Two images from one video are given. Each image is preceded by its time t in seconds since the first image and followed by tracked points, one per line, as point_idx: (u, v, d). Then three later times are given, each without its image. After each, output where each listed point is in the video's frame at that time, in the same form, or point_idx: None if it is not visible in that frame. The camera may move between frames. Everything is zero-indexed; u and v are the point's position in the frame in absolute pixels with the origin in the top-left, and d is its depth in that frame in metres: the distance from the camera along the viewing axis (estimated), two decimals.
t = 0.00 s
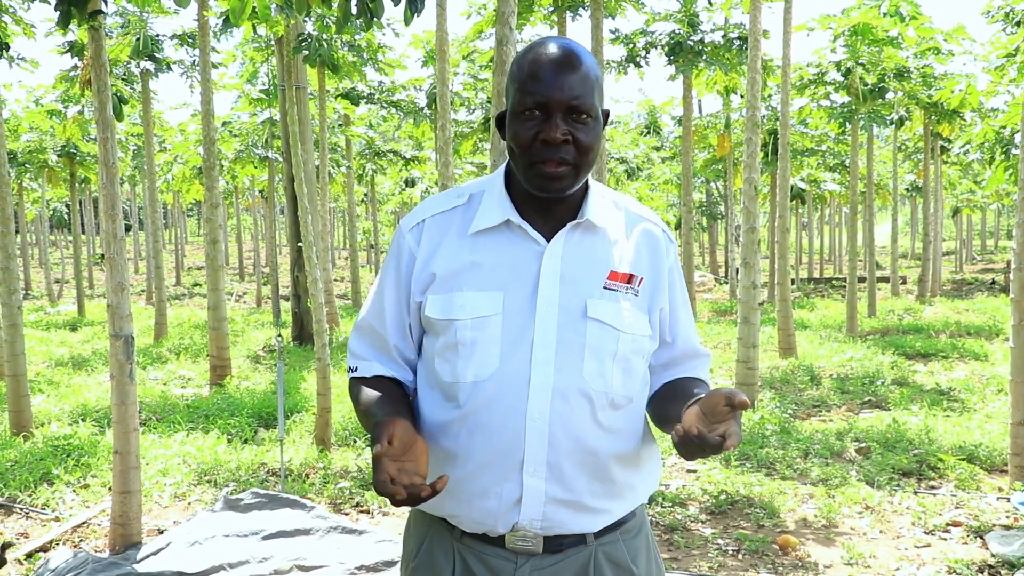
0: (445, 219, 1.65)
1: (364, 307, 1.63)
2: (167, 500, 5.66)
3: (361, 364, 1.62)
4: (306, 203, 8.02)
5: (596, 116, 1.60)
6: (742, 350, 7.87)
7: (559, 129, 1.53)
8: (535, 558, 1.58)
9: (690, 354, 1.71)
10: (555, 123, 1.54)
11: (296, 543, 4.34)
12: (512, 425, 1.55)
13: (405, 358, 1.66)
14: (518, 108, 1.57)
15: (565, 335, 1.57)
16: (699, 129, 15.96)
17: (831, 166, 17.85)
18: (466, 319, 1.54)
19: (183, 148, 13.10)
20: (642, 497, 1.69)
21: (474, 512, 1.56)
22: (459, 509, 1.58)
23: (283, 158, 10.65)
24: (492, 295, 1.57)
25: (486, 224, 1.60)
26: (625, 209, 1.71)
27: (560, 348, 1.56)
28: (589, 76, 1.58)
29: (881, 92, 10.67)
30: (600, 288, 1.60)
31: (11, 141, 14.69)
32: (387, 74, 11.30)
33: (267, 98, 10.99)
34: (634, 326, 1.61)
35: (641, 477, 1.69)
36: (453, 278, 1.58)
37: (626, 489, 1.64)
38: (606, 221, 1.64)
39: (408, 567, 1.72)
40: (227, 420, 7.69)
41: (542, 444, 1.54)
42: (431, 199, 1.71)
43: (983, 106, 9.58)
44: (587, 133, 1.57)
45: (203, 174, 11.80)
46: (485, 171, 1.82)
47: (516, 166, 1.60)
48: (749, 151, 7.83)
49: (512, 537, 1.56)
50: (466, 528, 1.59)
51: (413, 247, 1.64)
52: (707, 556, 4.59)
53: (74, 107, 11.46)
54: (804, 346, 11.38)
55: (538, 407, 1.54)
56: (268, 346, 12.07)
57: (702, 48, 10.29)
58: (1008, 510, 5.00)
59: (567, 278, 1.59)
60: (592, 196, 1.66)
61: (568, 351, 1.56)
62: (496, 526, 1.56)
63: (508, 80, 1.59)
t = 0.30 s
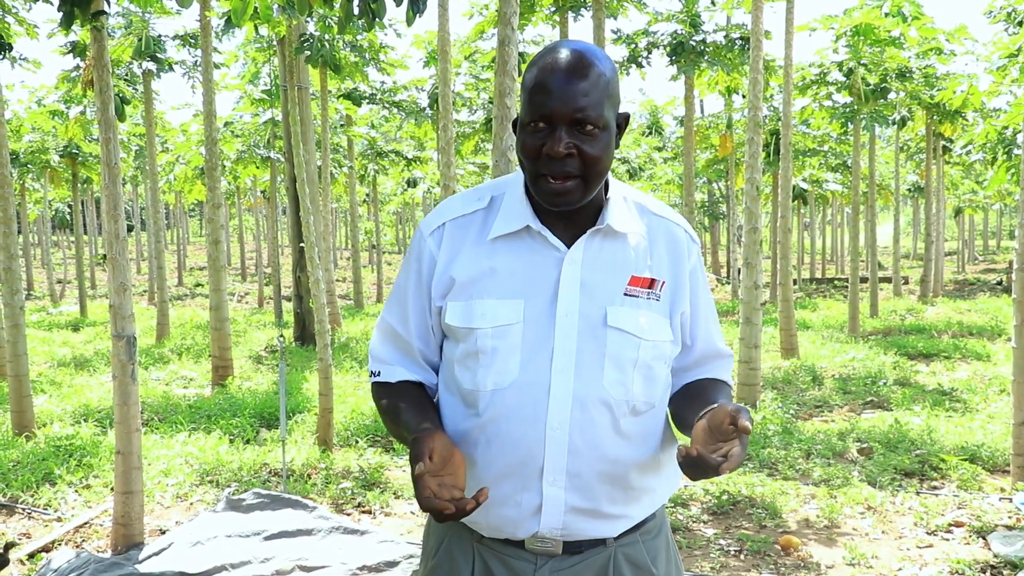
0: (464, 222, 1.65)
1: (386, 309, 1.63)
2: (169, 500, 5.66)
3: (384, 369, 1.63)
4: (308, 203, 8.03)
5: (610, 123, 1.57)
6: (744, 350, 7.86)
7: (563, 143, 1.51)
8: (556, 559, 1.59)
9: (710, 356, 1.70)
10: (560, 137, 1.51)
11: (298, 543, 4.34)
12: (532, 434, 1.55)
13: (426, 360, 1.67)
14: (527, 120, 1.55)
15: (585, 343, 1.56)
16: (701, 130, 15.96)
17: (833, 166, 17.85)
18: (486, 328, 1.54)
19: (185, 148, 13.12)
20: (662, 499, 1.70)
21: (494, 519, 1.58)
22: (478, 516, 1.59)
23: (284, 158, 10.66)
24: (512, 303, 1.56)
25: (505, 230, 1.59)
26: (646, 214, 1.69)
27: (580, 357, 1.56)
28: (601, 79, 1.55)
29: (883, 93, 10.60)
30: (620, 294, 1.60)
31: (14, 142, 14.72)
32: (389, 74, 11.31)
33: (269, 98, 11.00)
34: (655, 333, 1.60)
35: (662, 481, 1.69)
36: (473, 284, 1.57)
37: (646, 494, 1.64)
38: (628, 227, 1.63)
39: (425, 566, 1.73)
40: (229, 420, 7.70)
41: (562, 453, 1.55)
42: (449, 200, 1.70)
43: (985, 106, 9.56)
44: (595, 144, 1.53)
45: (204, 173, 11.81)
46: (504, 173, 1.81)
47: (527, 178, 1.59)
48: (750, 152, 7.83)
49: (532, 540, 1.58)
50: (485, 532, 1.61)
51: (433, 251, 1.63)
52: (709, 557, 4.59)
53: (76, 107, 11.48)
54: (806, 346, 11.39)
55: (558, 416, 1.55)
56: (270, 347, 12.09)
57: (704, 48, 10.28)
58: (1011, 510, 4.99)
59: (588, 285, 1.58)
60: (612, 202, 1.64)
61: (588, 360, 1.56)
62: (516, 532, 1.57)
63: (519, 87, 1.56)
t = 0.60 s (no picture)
0: (476, 225, 1.66)
1: (403, 311, 1.67)
2: (171, 501, 5.68)
3: (399, 371, 1.66)
4: (310, 204, 8.04)
5: (610, 126, 1.56)
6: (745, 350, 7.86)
7: (559, 148, 1.51)
8: (564, 561, 1.60)
9: (725, 359, 1.65)
10: (557, 143, 1.52)
11: (300, 544, 4.35)
12: (540, 438, 1.56)
13: (443, 361, 1.69)
14: (526, 127, 1.57)
15: (593, 348, 1.55)
16: (702, 130, 15.97)
17: (834, 167, 17.84)
18: (493, 332, 1.54)
19: (187, 149, 13.14)
20: (675, 503, 1.68)
21: (503, 521, 1.60)
22: (487, 517, 1.61)
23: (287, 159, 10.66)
24: (520, 306, 1.56)
25: (514, 234, 1.60)
26: (659, 216, 1.67)
27: (587, 362, 1.55)
28: (600, 82, 1.55)
29: (886, 93, 10.59)
30: (630, 298, 1.58)
31: (15, 142, 14.74)
32: (390, 75, 11.31)
33: (271, 99, 11.02)
34: (666, 336, 1.58)
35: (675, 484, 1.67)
36: (481, 287, 1.58)
37: (657, 498, 1.63)
38: (639, 229, 1.60)
39: (440, 563, 1.77)
40: (230, 421, 7.71)
41: (568, 458, 1.55)
42: (464, 204, 1.73)
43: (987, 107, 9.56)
44: (592, 148, 1.53)
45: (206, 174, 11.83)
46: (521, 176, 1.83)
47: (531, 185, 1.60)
48: (752, 152, 7.84)
49: (540, 542, 1.59)
50: (495, 533, 1.63)
51: (446, 253, 1.66)
52: (711, 558, 4.59)
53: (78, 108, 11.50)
54: (808, 347, 11.38)
55: (564, 420, 1.55)
56: (272, 348, 12.10)
57: (706, 49, 10.28)
58: (1012, 511, 4.99)
59: (596, 288, 1.58)
60: (621, 203, 1.62)
61: (595, 365, 1.55)
62: (524, 534, 1.59)
63: (520, 94, 1.58)
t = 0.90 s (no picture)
0: (480, 224, 1.70)
1: (410, 308, 1.72)
2: (173, 502, 5.69)
3: (404, 366, 1.71)
4: (311, 205, 8.05)
5: (604, 125, 1.56)
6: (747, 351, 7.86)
7: (551, 150, 1.52)
8: (559, 562, 1.59)
9: (728, 363, 1.63)
10: (550, 143, 1.53)
11: (301, 545, 4.36)
12: (534, 435, 1.57)
13: (450, 358, 1.73)
14: (522, 130, 1.58)
15: (589, 347, 1.56)
16: (704, 132, 15.99)
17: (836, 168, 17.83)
18: (490, 328, 1.57)
19: (189, 150, 13.17)
20: (675, 509, 1.65)
21: (498, 517, 1.61)
22: (484, 513, 1.63)
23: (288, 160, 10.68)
24: (517, 304, 1.58)
25: (514, 233, 1.62)
26: (663, 218, 1.66)
27: (582, 360, 1.56)
28: (596, 83, 1.55)
29: (887, 95, 10.63)
30: (628, 297, 1.57)
31: (17, 144, 14.76)
32: (392, 76, 11.34)
33: (272, 100, 11.05)
34: (664, 336, 1.56)
35: (675, 491, 1.64)
36: (481, 284, 1.61)
37: (654, 503, 1.60)
38: (639, 229, 1.60)
39: (445, 559, 1.80)
40: (231, 422, 7.72)
41: (561, 456, 1.56)
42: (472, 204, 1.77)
43: (988, 108, 9.57)
44: (585, 148, 1.53)
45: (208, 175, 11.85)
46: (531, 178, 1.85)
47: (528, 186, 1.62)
48: (753, 154, 7.85)
49: (537, 541, 1.59)
50: (493, 529, 1.64)
51: (452, 250, 1.71)
52: (712, 559, 4.59)
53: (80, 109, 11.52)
54: (809, 348, 11.38)
55: (558, 418, 1.55)
56: (273, 349, 12.11)
57: (707, 50, 10.30)
58: (1014, 512, 4.98)
59: (594, 287, 1.58)
60: (622, 202, 1.63)
61: (591, 363, 1.56)
62: (518, 531, 1.60)
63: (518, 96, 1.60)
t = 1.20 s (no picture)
0: (471, 221, 1.75)
1: (406, 306, 1.78)
2: (174, 502, 5.69)
3: (399, 362, 1.76)
4: (312, 206, 8.06)
5: (594, 120, 1.56)
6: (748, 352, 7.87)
7: (545, 144, 1.53)
8: (547, 561, 1.58)
9: (714, 362, 1.59)
10: (542, 138, 1.53)
11: (302, 546, 4.36)
12: (517, 427, 1.58)
13: (443, 355, 1.77)
14: (514, 125, 1.59)
15: (571, 340, 1.57)
16: (705, 132, 16.02)
17: (837, 168, 17.83)
18: (475, 322, 1.60)
19: (190, 151, 13.19)
20: (662, 509, 1.62)
21: (483, 510, 1.62)
22: (471, 506, 1.65)
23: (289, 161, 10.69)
24: (502, 297, 1.61)
25: (503, 229, 1.66)
26: (650, 214, 1.65)
27: (564, 353, 1.56)
28: (585, 78, 1.56)
29: (888, 95, 10.65)
30: (610, 291, 1.58)
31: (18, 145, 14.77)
32: (393, 77, 11.34)
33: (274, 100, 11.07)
34: (646, 330, 1.55)
35: (661, 488, 1.61)
36: (469, 280, 1.65)
37: (638, 499, 1.58)
38: (622, 224, 1.61)
39: (437, 559, 1.80)
40: (233, 423, 7.72)
41: (542, 447, 1.56)
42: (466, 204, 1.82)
43: (990, 109, 9.58)
44: (577, 142, 1.54)
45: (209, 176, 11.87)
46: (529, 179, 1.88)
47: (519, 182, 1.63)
48: (754, 154, 7.86)
49: (523, 537, 1.58)
50: (480, 524, 1.65)
51: (444, 248, 1.77)
52: (713, 559, 4.59)
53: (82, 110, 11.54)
54: (811, 348, 11.38)
55: (539, 409, 1.56)
56: (274, 350, 12.12)
57: (708, 50, 10.30)
58: (1015, 513, 4.99)
59: (577, 282, 1.59)
60: (605, 197, 1.64)
61: (571, 356, 1.56)
62: (504, 525, 1.60)
63: (507, 93, 1.61)
